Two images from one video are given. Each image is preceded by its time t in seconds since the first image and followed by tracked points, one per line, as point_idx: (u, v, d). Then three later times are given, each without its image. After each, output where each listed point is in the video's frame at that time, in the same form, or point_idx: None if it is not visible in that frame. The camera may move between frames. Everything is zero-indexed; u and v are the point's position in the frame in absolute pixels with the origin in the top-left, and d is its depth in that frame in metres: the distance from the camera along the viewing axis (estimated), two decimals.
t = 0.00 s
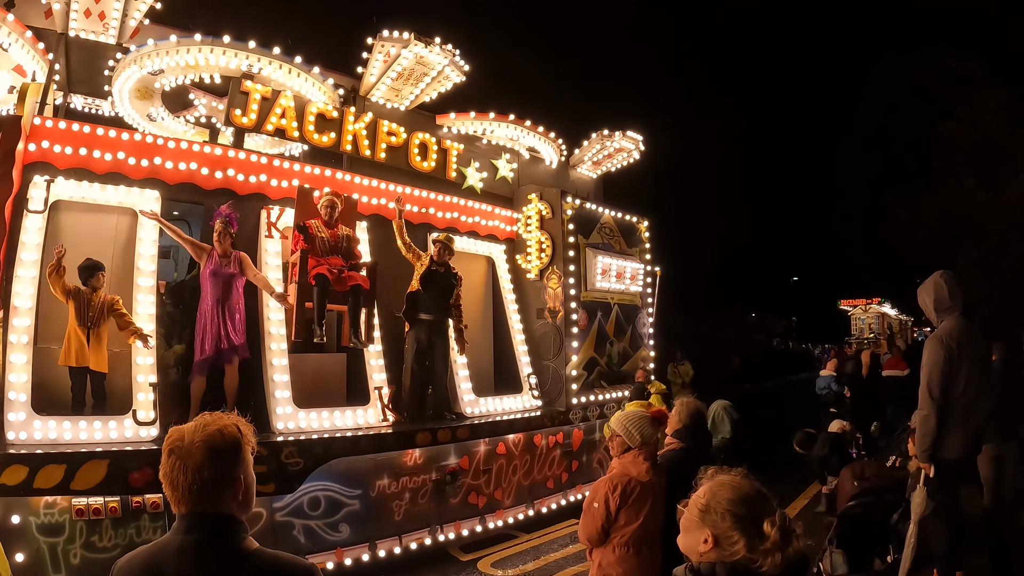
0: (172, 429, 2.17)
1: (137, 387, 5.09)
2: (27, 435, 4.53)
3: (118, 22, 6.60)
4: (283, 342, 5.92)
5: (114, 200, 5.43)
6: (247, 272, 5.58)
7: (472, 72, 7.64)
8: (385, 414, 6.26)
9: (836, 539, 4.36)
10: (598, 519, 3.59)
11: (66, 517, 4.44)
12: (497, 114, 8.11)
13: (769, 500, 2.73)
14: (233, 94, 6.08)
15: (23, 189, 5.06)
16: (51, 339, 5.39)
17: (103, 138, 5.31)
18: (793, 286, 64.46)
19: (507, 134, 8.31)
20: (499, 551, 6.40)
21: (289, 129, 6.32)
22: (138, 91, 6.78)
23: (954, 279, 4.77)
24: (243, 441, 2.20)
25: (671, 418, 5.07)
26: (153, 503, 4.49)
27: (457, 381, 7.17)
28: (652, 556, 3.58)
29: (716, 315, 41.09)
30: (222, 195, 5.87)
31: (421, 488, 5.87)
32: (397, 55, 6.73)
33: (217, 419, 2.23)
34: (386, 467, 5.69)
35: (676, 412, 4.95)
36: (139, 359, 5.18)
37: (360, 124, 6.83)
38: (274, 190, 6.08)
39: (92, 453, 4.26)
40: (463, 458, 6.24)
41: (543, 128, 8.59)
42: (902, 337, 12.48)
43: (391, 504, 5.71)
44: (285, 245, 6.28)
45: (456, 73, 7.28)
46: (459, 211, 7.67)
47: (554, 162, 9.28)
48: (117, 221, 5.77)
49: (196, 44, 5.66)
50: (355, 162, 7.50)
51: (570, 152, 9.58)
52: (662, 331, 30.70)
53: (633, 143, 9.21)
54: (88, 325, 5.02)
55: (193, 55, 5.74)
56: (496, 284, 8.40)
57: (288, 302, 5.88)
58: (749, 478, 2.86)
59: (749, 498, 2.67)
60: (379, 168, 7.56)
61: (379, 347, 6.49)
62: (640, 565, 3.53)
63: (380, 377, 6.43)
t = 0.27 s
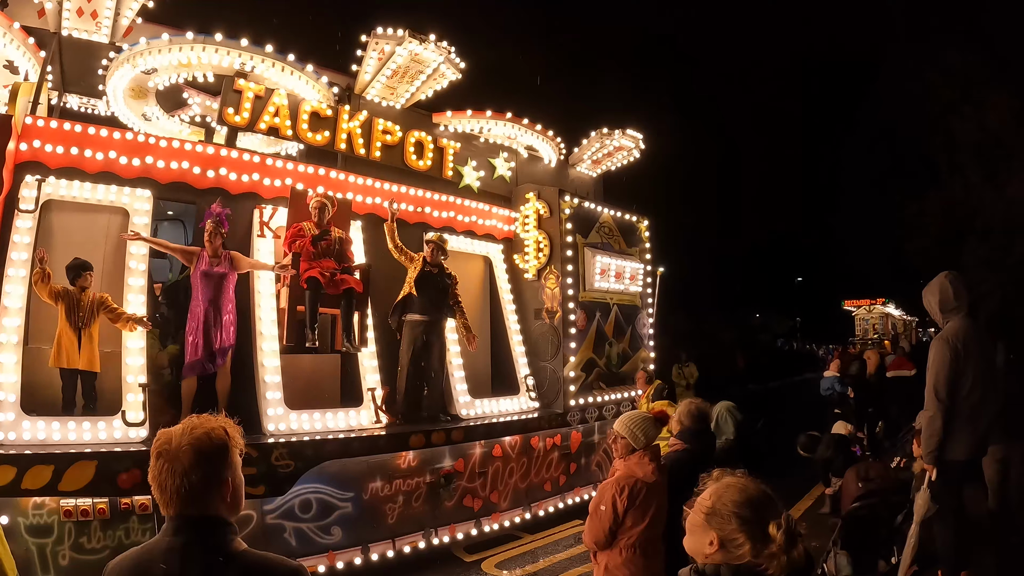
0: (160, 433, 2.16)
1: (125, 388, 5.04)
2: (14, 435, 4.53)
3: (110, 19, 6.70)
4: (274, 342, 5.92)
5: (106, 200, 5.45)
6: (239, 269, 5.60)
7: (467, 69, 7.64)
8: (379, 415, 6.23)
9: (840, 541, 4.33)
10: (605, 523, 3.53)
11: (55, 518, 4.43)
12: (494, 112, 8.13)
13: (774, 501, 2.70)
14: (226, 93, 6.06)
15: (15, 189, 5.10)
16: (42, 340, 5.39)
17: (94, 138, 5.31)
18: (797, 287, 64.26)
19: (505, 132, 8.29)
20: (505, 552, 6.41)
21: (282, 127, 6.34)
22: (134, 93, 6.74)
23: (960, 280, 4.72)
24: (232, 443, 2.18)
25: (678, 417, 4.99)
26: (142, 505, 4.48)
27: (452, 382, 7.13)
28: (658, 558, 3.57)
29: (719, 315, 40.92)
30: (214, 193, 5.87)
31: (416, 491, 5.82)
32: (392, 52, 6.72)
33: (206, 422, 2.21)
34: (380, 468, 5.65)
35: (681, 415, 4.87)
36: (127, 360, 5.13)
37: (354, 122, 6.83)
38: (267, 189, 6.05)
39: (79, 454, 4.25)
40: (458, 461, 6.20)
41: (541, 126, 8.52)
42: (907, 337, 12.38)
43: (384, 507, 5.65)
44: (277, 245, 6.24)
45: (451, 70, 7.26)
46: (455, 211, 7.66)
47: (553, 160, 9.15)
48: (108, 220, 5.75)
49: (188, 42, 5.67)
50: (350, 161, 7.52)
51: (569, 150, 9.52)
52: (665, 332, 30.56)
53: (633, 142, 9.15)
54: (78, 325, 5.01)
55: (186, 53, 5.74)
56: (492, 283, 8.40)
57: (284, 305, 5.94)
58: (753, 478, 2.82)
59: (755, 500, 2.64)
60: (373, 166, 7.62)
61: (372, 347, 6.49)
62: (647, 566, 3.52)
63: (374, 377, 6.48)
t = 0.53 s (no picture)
0: (156, 433, 2.12)
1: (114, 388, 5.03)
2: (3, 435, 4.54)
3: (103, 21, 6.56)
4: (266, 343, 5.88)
5: (97, 200, 5.46)
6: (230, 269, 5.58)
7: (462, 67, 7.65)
8: (372, 416, 6.23)
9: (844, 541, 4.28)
10: (613, 524, 3.51)
11: (43, 519, 4.44)
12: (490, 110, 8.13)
13: (780, 505, 2.66)
14: (218, 90, 6.08)
15: (6, 188, 5.10)
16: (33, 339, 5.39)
17: (86, 137, 5.30)
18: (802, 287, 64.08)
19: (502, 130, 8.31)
20: (507, 553, 6.38)
21: (273, 126, 6.30)
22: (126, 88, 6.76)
23: (966, 280, 4.68)
24: (228, 441, 2.15)
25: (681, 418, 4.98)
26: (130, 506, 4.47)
27: (447, 382, 7.13)
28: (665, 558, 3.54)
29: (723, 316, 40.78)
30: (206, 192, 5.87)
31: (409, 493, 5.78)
32: (386, 50, 6.76)
33: (201, 420, 2.18)
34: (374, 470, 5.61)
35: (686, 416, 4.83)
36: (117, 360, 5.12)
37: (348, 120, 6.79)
38: (260, 188, 6.06)
39: (67, 455, 4.24)
40: (453, 462, 6.17)
41: (539, 125, 8.54)
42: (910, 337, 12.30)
43: (377, 510, 5.60)
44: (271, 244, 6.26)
45: (446, 67, 7.26)
46: (451, 210, 7.65)
47: (550, 160, 9.13)
48: (100, 220, 5.75)
49: (178, 41, 5.64)
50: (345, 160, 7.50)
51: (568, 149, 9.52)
52: (669, 333, 30.47)
53: (631, 139, 9.11)
54: (68, 325, 4.99)
55: (178, 51, 5.74)
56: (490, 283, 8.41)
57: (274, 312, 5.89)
58: (760, 481, 2.79)
59: (761, 502, 2.61)
60: (369, 165, 7.58)
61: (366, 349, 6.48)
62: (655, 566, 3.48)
63: (367, 378, 6.47)
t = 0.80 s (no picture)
0: (173, 431, 2.15)
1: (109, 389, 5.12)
2: None
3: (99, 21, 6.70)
4: (260, 345, 5.89)
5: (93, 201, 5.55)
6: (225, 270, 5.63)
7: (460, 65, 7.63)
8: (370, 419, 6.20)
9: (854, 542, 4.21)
10: (623, 525, 3.47)
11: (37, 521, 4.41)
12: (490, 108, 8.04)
13: (788, 505, 2.60)
14: (214, 91, 6.08)
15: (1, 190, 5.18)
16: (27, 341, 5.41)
17: (80, 138, 5.30)
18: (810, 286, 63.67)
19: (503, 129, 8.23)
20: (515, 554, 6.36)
21: (270, 126, 6.30)
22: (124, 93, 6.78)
23: (977, 279, 4.61)
24: (242, 442, 2.15)
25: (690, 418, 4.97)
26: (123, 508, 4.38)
27: (446, 385, 7.13)
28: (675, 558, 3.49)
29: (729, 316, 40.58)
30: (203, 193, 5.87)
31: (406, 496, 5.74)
32: (383, 48, 6.71)
33: (217, 421, 2.19)
34: (372, 473, 5.56)
35: (695, 415, 4.81)
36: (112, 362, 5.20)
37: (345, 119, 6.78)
38: (255, 188, 6.02)
39: (59, 457, 4.28)
40: (451, 465, 6.13)
41: (539, 122, 8.44)
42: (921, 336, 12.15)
43: (374, 513, 5.56)
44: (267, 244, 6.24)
45: (444, 65, 7.24)
46: (451, 209, 7.60)
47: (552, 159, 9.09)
48: (95, 221, 5.77)
49: (173, 41, 5.66)
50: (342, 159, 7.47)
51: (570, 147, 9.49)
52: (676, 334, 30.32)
53: (635, 137, 9.05)
54: (63, 328, 5.02)
55: (173, 52, 5.74)
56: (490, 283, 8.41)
57: (268, 321, 5.95)
58: (769, 480, 2.74)
59: (767, 502, 2.56)
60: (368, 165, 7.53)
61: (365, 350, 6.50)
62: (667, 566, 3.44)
63: (364, 380, 6.44)
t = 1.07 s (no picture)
0: (191, 432, 2.14)
1: (106, 391, 5.07)
2: None
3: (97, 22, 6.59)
4: (258, 347, 5.86)
5: (91, 204, 5.50)
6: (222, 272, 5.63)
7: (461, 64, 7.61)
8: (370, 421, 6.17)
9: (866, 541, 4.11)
10: (635, 527, 3.42)
11: (33, 522, 4.46)
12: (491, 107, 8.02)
13: (797, 504, 2.55)
14: (213, 92, 6.09)
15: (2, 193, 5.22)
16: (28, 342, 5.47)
17: (78, 141, 5.35)
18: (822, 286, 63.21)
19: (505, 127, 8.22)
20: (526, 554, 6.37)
21: (269, 127, 6.31)
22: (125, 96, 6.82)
23: (991, 277, 4.52)
24: (259, 443, 2.14)
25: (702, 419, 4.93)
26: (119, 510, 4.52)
27: (447, 385, 7.08)
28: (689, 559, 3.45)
29: (738, 317, 40.34)
30: (202, 196, 5.85)
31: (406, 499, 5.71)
32: (382, 48, 6.70)
33: (234, 422, 2.18)
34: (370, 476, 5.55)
35: (708, 415, 4.75)
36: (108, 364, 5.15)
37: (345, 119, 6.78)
38: (253, 190, 6.00)
39: (53, 459, 4.28)
40: (452, 469, 6.10)
41: (542, 121, 8.39)
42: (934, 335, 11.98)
43: (374, 515, 5.55)
44: (267, 245, 6.27)
45: (443, 63, 7.18)
46: (453, 209, 7.56)
47: (556, 157, 9.08)
48: (94, 223, 5.80)
49: (170, 43, 5.67)
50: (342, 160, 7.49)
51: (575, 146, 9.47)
52: (686, 334, 30.19)
53: (640, 137, 8.98)
54: (57, 330, 5.14)
55: (172, 54, 5.75)
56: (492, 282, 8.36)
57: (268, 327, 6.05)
58: (779, 479, 2.69)
59: (776, 502, 2.51)
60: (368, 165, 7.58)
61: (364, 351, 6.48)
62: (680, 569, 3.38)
63: (365, 381, 6.41)
